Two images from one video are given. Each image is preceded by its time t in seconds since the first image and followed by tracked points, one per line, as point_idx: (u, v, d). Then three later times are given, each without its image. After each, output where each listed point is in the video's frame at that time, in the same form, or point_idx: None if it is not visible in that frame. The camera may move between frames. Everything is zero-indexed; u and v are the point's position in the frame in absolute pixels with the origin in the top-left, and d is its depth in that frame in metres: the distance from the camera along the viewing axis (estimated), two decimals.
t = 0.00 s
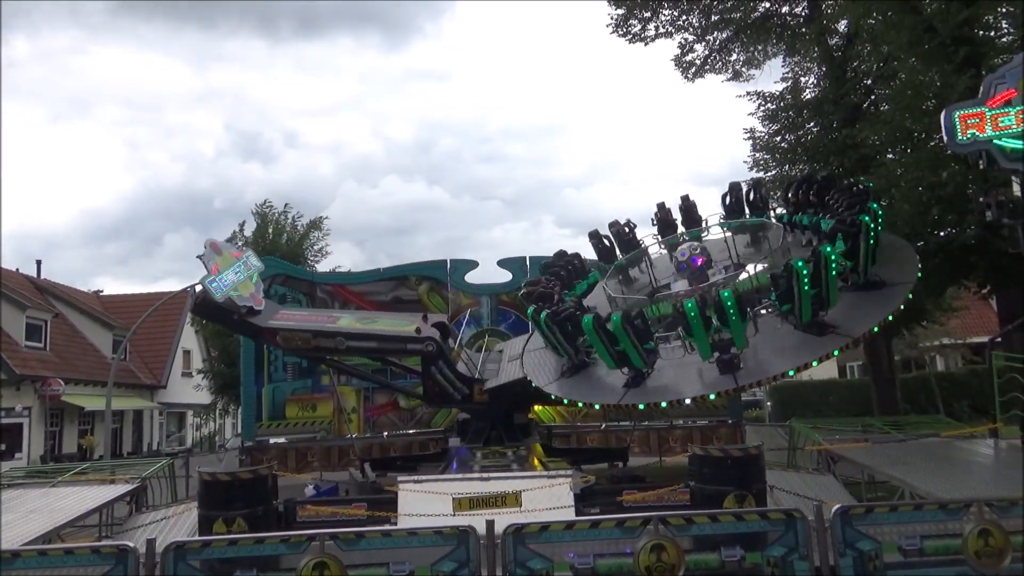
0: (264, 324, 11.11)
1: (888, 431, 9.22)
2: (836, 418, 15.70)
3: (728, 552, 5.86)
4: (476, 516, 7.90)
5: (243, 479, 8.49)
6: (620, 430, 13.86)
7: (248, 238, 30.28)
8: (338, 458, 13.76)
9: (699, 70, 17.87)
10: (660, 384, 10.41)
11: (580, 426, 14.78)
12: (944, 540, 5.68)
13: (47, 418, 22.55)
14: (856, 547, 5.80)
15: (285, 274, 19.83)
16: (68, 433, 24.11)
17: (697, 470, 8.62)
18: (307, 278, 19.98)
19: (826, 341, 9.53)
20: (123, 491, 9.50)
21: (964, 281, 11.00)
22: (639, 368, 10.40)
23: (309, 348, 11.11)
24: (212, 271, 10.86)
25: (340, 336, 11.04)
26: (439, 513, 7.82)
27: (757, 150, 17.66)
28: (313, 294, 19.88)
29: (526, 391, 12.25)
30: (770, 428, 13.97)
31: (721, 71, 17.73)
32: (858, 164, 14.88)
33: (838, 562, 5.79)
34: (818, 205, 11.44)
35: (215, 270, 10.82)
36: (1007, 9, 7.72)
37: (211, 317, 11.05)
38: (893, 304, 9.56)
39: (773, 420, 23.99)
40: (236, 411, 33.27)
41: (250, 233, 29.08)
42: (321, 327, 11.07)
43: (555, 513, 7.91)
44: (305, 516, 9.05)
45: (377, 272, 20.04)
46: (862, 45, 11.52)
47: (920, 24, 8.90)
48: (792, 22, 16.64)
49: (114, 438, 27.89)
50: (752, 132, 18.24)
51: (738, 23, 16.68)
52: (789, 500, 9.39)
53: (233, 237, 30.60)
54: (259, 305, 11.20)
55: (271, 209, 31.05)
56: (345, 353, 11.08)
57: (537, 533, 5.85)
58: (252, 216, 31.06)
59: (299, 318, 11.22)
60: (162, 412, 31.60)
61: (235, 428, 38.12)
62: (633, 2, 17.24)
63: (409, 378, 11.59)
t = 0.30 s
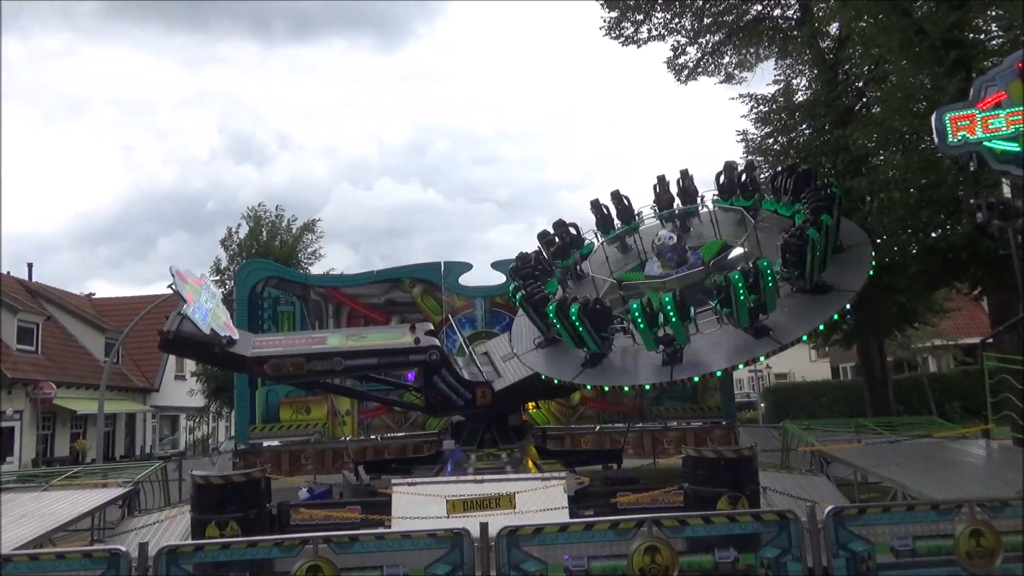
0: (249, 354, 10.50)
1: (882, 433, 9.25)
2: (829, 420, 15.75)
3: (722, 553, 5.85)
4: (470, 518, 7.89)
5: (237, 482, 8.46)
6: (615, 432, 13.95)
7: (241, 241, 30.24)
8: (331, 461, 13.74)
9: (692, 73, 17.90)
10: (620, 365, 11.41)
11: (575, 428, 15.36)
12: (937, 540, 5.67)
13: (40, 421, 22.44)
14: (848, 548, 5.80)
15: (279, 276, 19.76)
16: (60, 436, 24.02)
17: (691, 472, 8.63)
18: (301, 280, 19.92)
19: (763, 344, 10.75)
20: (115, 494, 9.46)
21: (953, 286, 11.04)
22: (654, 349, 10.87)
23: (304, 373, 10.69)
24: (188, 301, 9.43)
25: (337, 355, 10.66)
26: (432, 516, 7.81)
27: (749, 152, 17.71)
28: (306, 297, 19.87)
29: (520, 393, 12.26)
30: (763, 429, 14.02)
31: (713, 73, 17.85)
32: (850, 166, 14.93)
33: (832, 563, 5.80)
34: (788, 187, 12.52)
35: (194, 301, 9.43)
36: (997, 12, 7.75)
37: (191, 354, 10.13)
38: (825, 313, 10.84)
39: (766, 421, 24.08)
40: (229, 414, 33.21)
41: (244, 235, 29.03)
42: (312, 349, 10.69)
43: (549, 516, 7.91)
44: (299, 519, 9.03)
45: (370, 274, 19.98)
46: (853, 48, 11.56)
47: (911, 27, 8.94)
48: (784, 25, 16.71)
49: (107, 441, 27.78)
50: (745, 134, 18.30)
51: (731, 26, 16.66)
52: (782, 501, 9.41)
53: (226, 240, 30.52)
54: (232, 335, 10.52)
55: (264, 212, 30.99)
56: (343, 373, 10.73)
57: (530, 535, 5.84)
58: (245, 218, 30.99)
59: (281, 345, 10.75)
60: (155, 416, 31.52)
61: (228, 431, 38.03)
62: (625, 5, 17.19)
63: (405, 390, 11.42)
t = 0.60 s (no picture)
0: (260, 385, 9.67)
1: (878, 434, 9.27)
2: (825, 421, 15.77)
3: (718, 555, 5.85)
4: (467, 521, 7.89)
5: (233, 485, 8.45)
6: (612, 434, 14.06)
7: (238, 243, 30.24)
8: (328, 464, 13.75)
9: (687, 75, 17.95)
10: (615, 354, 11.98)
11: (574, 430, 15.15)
12: (933, 542, 5.70)
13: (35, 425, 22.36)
14: (845, 549, 5.82)
15: (275, 279, 19.75)
16: (55, 440, 23.98)
17: (687, 473, 8.65)
18: (297, 283, 19.92)
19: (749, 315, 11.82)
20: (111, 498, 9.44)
21: (946, 287, 11.08)
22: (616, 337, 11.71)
23: (318, 396, 10.24)
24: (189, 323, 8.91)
25: (351, 374, 10.39)
26: (429, 519, 7.81)
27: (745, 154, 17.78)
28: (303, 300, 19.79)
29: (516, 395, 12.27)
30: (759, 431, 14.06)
31: (709, 75, 17.91)
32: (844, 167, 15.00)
33: (828, 564, 5.81)
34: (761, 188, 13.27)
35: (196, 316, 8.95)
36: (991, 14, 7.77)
37: (198, 391, 9.22)
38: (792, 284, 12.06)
39: (763, 423, 24.13)
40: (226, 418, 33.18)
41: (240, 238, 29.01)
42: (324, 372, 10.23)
43: (546, 518, 7.92)
44: (295, 522, 9.02)
45: (366, 277, 19.96)
46: (848, 50, 11.62)
47: (906, 29, 9.04)
48: (779, 27, 16.81)
49: (103, 444, 27.69)
50: (741, 136, 18.38)
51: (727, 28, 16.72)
52: (778, 503, 9.43)
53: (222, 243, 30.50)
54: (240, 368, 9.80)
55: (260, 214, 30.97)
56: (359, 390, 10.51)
57: (527, 538, 5.84)
58: (241, 221, 30.99)
59: (289, 370, 10.07)
60: (151, 419, 31.46)
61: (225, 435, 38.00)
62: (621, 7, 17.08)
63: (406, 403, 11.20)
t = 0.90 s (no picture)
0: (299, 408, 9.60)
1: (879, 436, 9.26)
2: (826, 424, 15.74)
3: (719, 558, 5.86)
4: (467, 524, 7.88)
5: (233, 489, 8.45)
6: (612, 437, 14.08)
7: (238, 246, 30.24)
8: (328, 467, 13.78)
9: (687, 78, 17.96)
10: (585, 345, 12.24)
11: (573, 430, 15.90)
12: (933, 544, 5.68)
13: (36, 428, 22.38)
14: (846, 552, 5.82)
15: (275, 282, 19.79)
16: (56, 443, 23.99)
17: (688, 476, 8.65)
18: (297, 286, 19.96)
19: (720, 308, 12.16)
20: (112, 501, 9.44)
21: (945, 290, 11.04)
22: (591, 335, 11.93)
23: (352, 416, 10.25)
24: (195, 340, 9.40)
25: (383, 390, 10.54)
26: (429, 522, 7.80)
27: (745, 157, 17.79)
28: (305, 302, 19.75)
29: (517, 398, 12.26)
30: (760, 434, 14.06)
31: (709, 78, 17.92)
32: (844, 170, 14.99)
33: (829, 567, 5.80)
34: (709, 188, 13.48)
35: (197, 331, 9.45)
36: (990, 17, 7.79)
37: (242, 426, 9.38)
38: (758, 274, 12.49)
39: (763, 426, 24.09)
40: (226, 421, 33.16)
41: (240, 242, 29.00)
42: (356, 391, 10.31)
43: (546, 521, 7.92)
44: (296, 525, 9.02)
45: (367, 281, 19.95)
46: (848, 53, 11.64)
47: (904, 31, 8.90)
48: (778, 30, 16.81)
49: (103, 447, 27.70)
50: (740, 139, 18.38)
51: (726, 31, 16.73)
52: (779, 506, 9.41)
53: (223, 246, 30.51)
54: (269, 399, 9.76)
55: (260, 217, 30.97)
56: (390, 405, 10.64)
57: (528, 541, 5.83)
58: (241, 225, 30.99)
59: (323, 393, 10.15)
60: (151, 422, 31.45)
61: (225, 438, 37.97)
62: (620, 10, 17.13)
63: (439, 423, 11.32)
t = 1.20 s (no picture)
0: (363, 428, 9.73)
1: (886, 438, 9.25)
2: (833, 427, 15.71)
3: (727, 560, 5.85)
4: (474, 526, 7.88)
5: (240, 491, 8.46)
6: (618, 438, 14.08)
7: (244, 248, 30.33)
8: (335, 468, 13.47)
9: (692, 80, 17.95)
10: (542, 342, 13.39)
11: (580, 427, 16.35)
12: (942, 548, 5.72)
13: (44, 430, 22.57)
14: (854, 555, 5.81)
15: (282, 284, 19.82)
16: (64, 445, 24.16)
17: (694, 479, 8.63)
18: (304, 289, 19.92)
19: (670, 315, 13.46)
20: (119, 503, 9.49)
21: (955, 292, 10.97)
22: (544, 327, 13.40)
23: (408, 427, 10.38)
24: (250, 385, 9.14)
25: (427, 398, 10.78)
26: (437, 525, 7.80)
27: (751, 158, 17.79)
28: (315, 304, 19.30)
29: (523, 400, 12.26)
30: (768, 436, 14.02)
31: (714, 80, 17.93)
32: (849, 171, 14.96)
33: (837, 570, 5.79)
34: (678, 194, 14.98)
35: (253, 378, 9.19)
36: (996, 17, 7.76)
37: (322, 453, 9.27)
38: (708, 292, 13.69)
39: (770, 428, 24.03)
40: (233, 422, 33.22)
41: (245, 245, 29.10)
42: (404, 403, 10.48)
43: (553, 523, 7.92)
44: (303, 527, 9.03)
45: (376, 284, 19.85)
46: (854, 55, 11.60)
47: (911, 31, 8.77)
48: (784, 31, 16.77)
49: (111, 449, 27.78)
50: (746, 141, 18.36)
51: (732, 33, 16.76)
52: (786, 508, 9.41)
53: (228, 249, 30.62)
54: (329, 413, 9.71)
55: (265, 220, 31.07)
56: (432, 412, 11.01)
57: (535, 543, 5.83)
58: (247, 228, 31.10)
59: (375, 410, 10.27)
60: (159, 424, 31.53)
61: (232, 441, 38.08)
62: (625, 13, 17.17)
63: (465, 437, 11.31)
